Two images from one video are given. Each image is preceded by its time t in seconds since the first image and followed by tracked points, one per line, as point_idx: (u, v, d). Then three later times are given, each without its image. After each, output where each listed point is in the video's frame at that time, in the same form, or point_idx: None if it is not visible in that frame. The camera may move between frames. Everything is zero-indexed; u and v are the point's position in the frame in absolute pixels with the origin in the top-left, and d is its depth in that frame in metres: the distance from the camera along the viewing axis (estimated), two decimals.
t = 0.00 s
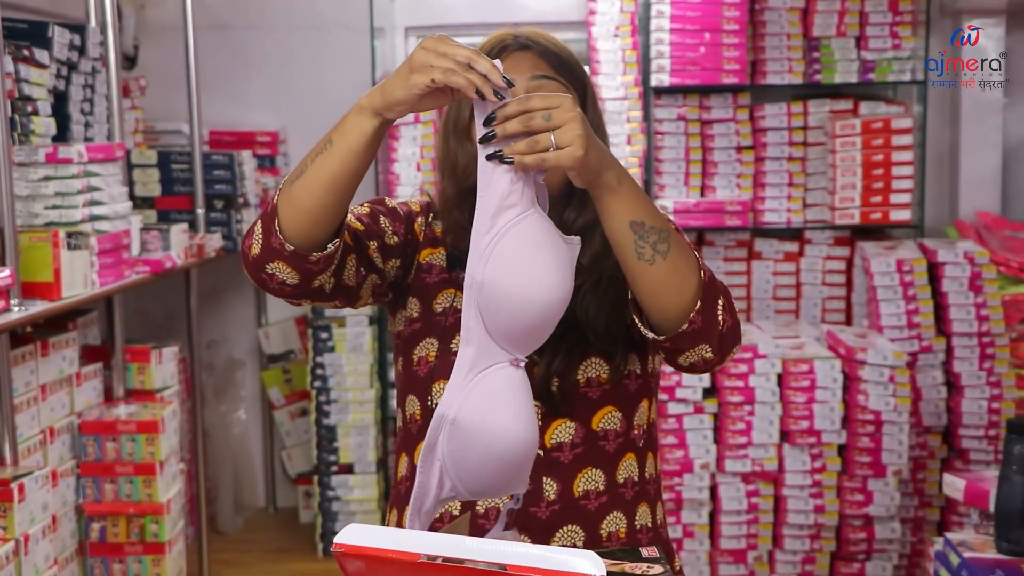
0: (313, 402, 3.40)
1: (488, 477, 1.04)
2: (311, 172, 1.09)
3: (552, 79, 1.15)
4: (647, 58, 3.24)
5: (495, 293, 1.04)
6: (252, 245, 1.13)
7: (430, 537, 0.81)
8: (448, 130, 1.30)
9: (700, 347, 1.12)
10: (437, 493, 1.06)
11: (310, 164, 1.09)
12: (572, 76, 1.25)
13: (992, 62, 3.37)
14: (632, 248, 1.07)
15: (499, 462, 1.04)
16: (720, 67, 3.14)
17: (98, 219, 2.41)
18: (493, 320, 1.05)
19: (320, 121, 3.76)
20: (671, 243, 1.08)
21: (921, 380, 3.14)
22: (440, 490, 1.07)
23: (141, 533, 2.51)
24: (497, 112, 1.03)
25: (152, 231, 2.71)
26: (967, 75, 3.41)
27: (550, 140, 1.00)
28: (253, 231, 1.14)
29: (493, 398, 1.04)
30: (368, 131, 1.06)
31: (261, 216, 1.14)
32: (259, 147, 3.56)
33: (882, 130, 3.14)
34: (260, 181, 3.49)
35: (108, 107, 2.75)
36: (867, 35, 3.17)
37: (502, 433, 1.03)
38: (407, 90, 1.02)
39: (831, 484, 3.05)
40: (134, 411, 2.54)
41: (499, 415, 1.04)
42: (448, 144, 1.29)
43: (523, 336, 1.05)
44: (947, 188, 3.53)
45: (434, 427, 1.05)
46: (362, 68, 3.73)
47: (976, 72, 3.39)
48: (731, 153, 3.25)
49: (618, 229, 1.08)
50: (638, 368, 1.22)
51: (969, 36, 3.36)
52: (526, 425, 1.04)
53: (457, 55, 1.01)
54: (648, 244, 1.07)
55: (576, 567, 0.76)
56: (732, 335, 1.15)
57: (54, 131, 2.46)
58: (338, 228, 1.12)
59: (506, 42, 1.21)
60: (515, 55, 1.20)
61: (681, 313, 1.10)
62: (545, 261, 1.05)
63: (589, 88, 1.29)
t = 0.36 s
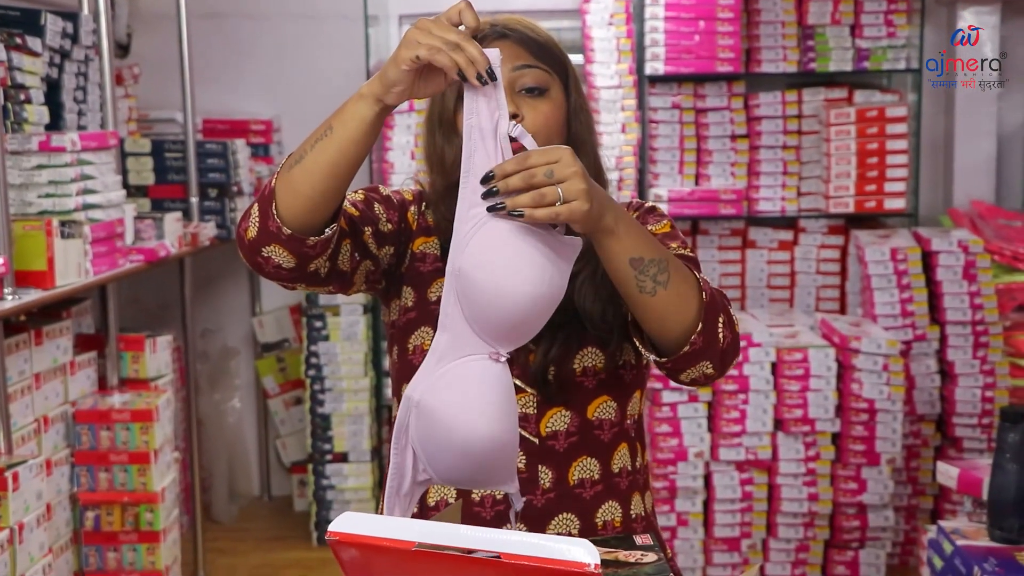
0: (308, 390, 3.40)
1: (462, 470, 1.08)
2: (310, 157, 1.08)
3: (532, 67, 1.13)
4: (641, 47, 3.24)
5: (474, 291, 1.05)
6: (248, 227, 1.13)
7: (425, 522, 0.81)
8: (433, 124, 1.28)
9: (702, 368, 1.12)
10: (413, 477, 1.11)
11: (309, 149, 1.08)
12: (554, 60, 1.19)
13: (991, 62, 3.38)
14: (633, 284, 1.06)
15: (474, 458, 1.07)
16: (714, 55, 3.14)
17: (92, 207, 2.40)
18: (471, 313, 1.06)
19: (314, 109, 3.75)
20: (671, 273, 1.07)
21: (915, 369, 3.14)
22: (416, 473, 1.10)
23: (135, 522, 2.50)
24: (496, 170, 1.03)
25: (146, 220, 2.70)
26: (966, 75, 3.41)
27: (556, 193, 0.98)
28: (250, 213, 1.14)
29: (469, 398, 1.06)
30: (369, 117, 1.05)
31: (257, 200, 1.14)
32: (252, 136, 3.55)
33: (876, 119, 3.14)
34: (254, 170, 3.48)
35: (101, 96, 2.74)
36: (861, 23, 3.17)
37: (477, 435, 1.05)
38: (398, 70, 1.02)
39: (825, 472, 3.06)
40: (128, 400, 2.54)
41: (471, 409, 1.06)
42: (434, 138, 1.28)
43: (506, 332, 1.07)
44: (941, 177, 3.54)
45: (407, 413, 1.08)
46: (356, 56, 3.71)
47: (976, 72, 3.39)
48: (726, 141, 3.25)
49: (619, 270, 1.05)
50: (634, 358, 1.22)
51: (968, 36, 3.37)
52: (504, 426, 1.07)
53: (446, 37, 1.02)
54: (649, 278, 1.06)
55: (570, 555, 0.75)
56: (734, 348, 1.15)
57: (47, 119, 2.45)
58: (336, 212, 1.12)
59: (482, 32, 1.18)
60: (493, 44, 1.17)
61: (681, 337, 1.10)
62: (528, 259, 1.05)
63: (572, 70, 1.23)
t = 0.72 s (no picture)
0: (303, 381, 3.40)
1: (473, 441, 1.07)
2: (307, 147, 1.07)
3: (526, 60, 1.12)
4: (637, 38, 3.23)
5: (489, 255, 1.06)
6: (246, 219, 1.12)
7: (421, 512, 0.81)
8: (427, 118, 1.24)
9: (711, 365, 1.12)
10: (420, 452, 1.09)
11: (305, 139, 1.08)
12: (545, 52, 1.18)
13: (991, 63, 3.38)
14: (646, 277, 1.06)
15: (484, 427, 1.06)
16: (710, 46, 3.14)
17: (87, 198, 2.39)
18: (489, 277, 1.08)
19: (309, 100, 3.74)
20: (683, 269, 1.07)
21: (910, 360, 3.15)
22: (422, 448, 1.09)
23: (130, 513, 2.52)
24: (515, 148, 1.03)
25: (141, 211, 2.69)
26: (966, 75, 3.40)
27: (572, 178, 1.00)
28: (248, 205, 1.13)
29: (480, 367, 1.06)
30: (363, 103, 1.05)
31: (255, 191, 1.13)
32: (247, 126, 3.55)
33: (872, 110, 3.14)
34: (249, 161, 3.48)
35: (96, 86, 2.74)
36: (857, 14, 3.17)
37: (490, 400, 1.05)
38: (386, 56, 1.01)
39: (820, 463, 3.07)
40: (123, 391, 2.54)
41: (483, 379, 1.05)
42: (428, 131, 1.25)
43: (522, 298, 1.07)
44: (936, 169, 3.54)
45: (420, 381, 1.08)
46: (352, 47, 3.70)
47: (976, 72, 3.39)
48: (722, 133, 3.25)
49: (632, 263, 1.05)
50: (632, 349, 1.22)
51: (968, 36, 3.36)
52: (517, 393, 1.06)
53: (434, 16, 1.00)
54: (661, 273, 1.06)
55: (565, 545, 0.76)
56: (740, 347, 1.14)
57: (42, 110, 2.45)
58: (333, 200, 1.12)
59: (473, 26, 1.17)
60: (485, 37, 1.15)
61: (691, 333, 1.09)
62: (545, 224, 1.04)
63: (564, 62, 1.23)
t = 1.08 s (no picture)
0: (302, 374, 3.40)
1: (475, 446, 1.08)
2: (312, 151, 1.07)
3: (525, 57, 1.11)
4: (636, 30, 3.23)
5: (494, 266, 1.05)
6: (250, 220, 1.12)
7: (421, 505, 0.81)
8: (426, 115, 1.24)
9: (719, 373, 1.12)
10: (420, 453, 1.09)
11: (309, 143, 1.08)
12: (545, 49, 1.17)
13: (991, 63, 3.38)
14: (658, 291, 1.05)
15: (485, 434, 1.07)
16: (709, 38, 3.14)
17: (86, 191, 2.39)
18: (494, 288, 1.07)
19: (308, 93, 3.73)
20: (691, 281, 1.07)
21: (909, 353, 3.15)
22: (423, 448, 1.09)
23: (130, 506, 2.52)
24: (532, 170, 1.03)
25: (140, 203, 2.69)
26: (966, 76, 3.39)
27: (590, 195, 1.00)
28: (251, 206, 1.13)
29: (485, 373, 1.06)
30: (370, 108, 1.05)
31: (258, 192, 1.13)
32: (246, 119, 3.54)
33: (872, 103, 3.13)
34: (248, 154, 3.47)
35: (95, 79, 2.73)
36: (856, 7, 3.16)
37: (495, 406, 1.06)
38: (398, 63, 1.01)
39: (819, 456, 3.07)
40: (122, 384, 2.54)
41: (487, 386, 1.06)
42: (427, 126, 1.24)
43: (522, 313, 1.07)
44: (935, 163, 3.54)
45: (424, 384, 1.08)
46: (351, 40, 3.70)
47: (976, 72, 3.39)
48: (721, 126, 3.24)
49: (642, 276, 1.05)
50: (634, 343, 1.21)
51: (969, 36, 3.34)
52: (521, 401, 1.07)
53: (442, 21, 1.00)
54: (672, 284, 1.06)
55: (565, 538, 0.76)
56: (744, 352, 1.14)
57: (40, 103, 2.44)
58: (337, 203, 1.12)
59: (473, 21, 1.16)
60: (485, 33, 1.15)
61: (699, 342, 1.09)
62: (552, 234, 1.03)
63: (565, 57, 1.22)
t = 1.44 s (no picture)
0: (303, 369, 3.40)
1: (488, 467, 0.97)
2: (380, 260, 0.96)
3: (527, 54, 1.07)
4: (637, 25, 3.22)
5: (474, 282, 0.95)
6: (319, 345, 1.02)
7: (422, 501, 0.81)
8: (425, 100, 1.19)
9: (677, 375, 1.06)
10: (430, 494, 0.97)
11: (371, 252, 0.96)
12: (552, 45, 1.12)
13: (991, 62, 3.39)
14: (602, 284, 1.00)
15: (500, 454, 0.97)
16: (709, 34, 3.13)
17: (87, 186, 2.38)
18: (474, 305, 0.96)
19: (308, 88, 3.72)
20: (638, 279, 1.02)
21: (910, 348, 3.15)
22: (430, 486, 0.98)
23: (130, 501, 2.52)
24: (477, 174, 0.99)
25: (140, 199, 2.69)
26: (966, 76, 3.40)
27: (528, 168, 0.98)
28: (312, 329, 1.02)
29: (487, 391, 0.95)
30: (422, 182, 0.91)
31: (313, 313, 1.02)
32: (247, 114, 3.54)
33: (873, 98, 3.13)
34: (249, 149, 3.47)
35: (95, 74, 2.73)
36: (857, 3, 3.16)
37: (508, 422, 0.95)
38: (454, 146, 0.88)
39: (819, 451, 3.07)
40: (122, 379, 2.54)
41: (491, 404, 0.95)
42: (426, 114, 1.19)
43: (506, 318, 0.96)
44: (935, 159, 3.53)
45: (422, 421, 0.95)
46: (351, 35, 3.69)
47: (976, 72, 3.39)
48: (721, 121, 3.24)
49: (585, 268, 1.01)
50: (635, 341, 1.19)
51: (968, 37, 3.36)
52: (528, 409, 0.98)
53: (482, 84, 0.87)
54: (615, 278, 1.00)
55: (565, 533, 0.76)
56: (714, 360, 1.08)
57: (41, 97, 2.44)
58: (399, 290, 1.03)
59: (480, 12, 1.10)
60: (488, 27, 1.09)
61: (654, 345, 1.04)
62: (514, 232, 0.96)
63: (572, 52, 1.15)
